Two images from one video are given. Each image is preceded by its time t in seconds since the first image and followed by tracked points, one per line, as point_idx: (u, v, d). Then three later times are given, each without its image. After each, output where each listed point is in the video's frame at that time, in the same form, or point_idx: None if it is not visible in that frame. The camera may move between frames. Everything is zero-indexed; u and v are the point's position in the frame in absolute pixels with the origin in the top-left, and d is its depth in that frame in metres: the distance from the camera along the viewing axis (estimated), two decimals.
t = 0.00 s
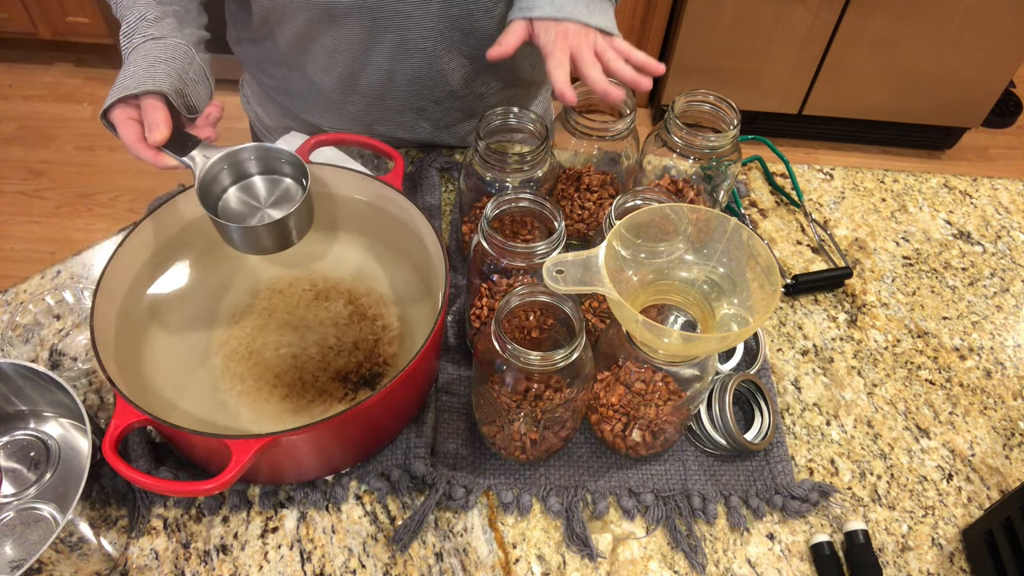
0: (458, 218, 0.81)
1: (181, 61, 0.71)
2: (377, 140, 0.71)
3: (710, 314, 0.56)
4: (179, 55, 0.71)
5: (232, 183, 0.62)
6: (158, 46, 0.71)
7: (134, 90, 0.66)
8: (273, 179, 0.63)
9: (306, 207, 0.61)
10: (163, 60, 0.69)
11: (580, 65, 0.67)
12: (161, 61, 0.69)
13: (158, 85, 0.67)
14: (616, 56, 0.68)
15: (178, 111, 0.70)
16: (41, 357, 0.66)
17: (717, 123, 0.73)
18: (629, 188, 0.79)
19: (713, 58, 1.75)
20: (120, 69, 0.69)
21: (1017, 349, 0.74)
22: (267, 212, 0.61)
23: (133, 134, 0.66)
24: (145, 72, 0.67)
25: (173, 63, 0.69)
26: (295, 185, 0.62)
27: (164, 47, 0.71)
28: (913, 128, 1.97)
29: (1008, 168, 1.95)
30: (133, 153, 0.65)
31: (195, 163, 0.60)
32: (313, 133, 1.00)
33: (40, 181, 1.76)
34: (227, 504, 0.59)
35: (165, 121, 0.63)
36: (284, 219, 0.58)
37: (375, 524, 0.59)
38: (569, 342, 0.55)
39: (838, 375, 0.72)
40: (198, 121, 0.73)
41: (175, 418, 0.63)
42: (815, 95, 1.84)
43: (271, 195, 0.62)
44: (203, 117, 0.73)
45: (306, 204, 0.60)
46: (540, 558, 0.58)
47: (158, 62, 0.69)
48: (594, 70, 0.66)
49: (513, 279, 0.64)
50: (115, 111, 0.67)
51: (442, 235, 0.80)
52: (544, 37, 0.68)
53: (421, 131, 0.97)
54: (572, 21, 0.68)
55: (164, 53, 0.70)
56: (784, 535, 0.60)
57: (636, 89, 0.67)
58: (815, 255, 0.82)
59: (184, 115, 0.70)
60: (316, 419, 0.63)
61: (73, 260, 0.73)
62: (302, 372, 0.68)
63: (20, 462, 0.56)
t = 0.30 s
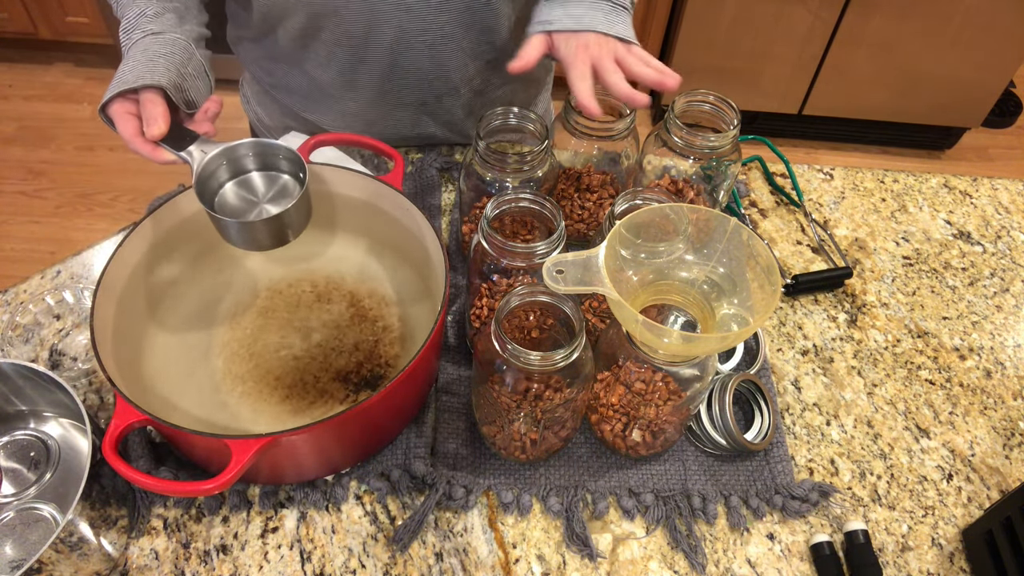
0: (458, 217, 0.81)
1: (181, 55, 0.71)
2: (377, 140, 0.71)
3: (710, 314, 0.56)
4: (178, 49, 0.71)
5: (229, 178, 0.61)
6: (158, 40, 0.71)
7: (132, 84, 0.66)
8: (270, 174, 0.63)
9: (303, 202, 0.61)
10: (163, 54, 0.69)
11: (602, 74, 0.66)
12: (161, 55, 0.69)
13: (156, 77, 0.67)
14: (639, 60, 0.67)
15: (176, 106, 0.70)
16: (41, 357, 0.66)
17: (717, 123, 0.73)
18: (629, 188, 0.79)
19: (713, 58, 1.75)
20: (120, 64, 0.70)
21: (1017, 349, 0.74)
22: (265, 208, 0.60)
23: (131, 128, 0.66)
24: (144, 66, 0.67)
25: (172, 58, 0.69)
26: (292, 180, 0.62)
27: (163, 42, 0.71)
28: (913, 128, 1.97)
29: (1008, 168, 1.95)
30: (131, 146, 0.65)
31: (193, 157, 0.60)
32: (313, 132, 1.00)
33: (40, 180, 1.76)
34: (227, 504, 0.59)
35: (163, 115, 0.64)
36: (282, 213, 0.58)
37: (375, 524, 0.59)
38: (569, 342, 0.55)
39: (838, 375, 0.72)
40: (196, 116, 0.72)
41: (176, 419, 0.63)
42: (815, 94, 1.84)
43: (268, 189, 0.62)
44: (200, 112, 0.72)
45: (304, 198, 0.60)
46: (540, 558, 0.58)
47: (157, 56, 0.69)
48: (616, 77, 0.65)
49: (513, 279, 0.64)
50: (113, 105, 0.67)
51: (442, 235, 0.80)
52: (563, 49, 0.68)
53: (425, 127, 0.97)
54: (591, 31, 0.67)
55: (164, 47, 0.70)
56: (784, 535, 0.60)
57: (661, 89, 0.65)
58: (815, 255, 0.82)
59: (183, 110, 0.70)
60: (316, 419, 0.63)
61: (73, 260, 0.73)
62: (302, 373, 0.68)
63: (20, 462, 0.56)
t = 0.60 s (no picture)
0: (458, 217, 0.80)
1: (180, 53, 0.71)
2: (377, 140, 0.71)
3: (710, 314, 0.56)
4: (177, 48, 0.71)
5: (230, 174, 0.61)
6: (156, 39, 0.71)
7: (132, 82, 0.66)
8: (269, 170, 0.62)
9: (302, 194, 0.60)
10: (162, 53, 0.70)
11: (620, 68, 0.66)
12: (160, 54, 0.69)
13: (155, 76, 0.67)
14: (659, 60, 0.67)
15: (176, 104, 0.70)
16: (41, 357, 0.66)
17: (717, 123, 0.73)
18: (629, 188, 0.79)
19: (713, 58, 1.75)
20: (120, 63, 0.70)
21: (1017, 349, 0.74)
22: (264, 201, 0.60)
23: (131, 126, 0.66)
24: (143, 65, 0.68)
25: (171, 56, 0.70)
26: (291, 173, 0.62)
27: (162, 41, 0.71)
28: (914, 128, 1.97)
29: (1008, 168, 1.95)
30: (130, 144, 0.65)
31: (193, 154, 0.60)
32: (313, 132, 1.00)
33: (40, 181, 1.76)
34: (227, 504, 0.59)
35: (162, 112, 0.64)
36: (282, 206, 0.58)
37: (375, 524, 0.59)
38: (569, 342, 0.55)
39: (838, 375, 0.72)
40: (195, 113, 0.71)
41: (176, 419, 0.63)
42: (815, 94, 1.84)
43: (268, 184, 0.62)
44: (199, 109, 0.71)
45: (303, 191, 0.60)
46: (540, 558, 0.58)
47: (156, 55, 0.69)
48: (632, 74, 0.65)
49: (513, 279, 0.64)
50: (113, 105, 0.67)
51: (442, 235, 0.80)
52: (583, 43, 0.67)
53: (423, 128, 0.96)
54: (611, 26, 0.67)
55: (163, 46, 0.71)
56: (785, 535, 0.60)
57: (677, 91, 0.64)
58: (815, 255, 0.82)
59: (183, 108, 0.70)
60: (316, 419, 0.63)
61: (73, 260, 0.73)
62: (302, 372, 0.68)
63: (20, 462, 0.56)
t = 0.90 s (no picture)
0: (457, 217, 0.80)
1: (176, 52, 0.71)
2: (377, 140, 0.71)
3: (710, 314, 0.56)
4: (173, 47, 0.71)
5: (223, 174, 0.62)
6: (152, 38, 0.72)
7: (125, 80, 0.66)
8: (261, 168, 0.63)
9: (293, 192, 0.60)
10: (157, 51, 0.70)
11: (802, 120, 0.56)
12: (156, 52, 0.69)
13: (149, 74, 0.67)
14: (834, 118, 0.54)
15: (170, 103, 0.70)
16: (41, 357, 0.67)
17: (717, 123, 0.73)
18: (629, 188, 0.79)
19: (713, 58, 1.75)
20: (115, 62, 0.70)
21: (1017, 348, 0.74)
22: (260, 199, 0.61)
23: (124, 125, 0.66)
24: (137, 63, 0.68)
25: (166, 55, 0.70)
26: (281, 173, 0.63)
27: (157, 39, 0.71)
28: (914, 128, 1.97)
29: (1008, 168, 1.95)
30: (124, 143, 0.65)
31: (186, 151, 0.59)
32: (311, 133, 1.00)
33: (40, 180, 1.76)
34: (227, 504, 0.59)
35: (155, 111, 0.64)
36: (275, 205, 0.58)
37: (375, 524, 0.59)
38: (569, 342, 0.55)
39: (838, 375, 0.72)
40: (188, 112, 0.71)
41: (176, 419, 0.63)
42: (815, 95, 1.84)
43: (261, 183, 0.63)
44: (193, 108, 0.71)
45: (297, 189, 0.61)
46: (540, 558, 0.58)
47: (151, 54, 0.69)
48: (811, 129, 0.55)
49: (513, 279, 0.64)
50: (107, 103, 0.68)
51: (442, 234, 0.80)
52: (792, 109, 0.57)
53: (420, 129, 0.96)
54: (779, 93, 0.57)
55: (158, 45, 0.71)
56: (784, 535, 0.60)
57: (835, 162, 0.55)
58: (815, 255, 0.82)
59: (177, 107, 0.70)
60: (316, 419, 0.63)
61: (73, 260, 0.73)
62: (302, 373, 0.68)
63: (20, 461, 0.56)
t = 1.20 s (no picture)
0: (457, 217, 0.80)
1: (178, 52, 0.71)
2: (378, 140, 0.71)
3: (710, 314, 0.56)
4: (176, 47, 0.71)
5: (210, 180, 0.62)
6: (155, 35, 0.71)
7: (125, 76, 0.66)
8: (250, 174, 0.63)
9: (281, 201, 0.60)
10: (160, 49, 0.70)
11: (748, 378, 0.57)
12: (156, 50, 0.69)
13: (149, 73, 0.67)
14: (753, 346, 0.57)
15: (169, 102, 0.70)
16: (41, 357, 0.67)
17: (717, 123, 0.73)
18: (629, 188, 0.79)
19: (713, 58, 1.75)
20: (118, 55, 0.70)
21: (1017, 348, 0.74)
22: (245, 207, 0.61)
23: (120, 120, 0.66)
24: (139, 60, 0.67)
25: (166, 54, 0.70)
26: (269, 179, 0.63)
27: (161, 37, 0.71)
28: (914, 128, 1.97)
29: (1009, 168, 1.95)
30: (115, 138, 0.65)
31: (176, 152, 0.59)
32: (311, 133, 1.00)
33: (40, 180, 1.76)
34: (227, 504, 0.59)
35: (151, 109, 0.65)
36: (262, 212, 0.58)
37: (375, 524, 0.59)
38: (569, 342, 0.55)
39: (838, 375, 0.72)
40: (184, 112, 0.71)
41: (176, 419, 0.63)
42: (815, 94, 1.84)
43: (248, 189, 0.63)
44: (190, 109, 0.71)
45: (283, 196, 0.60)
46: (540, 558, 0.58)
47: (152, 52, 0.69)
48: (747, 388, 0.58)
49: (513, 279, 0.64)
50: (106, 98, 0.67)
51: (442, 234, 0.80)
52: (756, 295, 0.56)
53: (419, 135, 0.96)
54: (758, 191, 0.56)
55: (161, 42, 0.71)
56: (785, 534, 0.60)
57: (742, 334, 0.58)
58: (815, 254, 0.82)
59: (175, 107, 0.70)
60: (315, 419, 0.63)
61: (73, 260, 0.73)
62: (302, 372, 0.68)
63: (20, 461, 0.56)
